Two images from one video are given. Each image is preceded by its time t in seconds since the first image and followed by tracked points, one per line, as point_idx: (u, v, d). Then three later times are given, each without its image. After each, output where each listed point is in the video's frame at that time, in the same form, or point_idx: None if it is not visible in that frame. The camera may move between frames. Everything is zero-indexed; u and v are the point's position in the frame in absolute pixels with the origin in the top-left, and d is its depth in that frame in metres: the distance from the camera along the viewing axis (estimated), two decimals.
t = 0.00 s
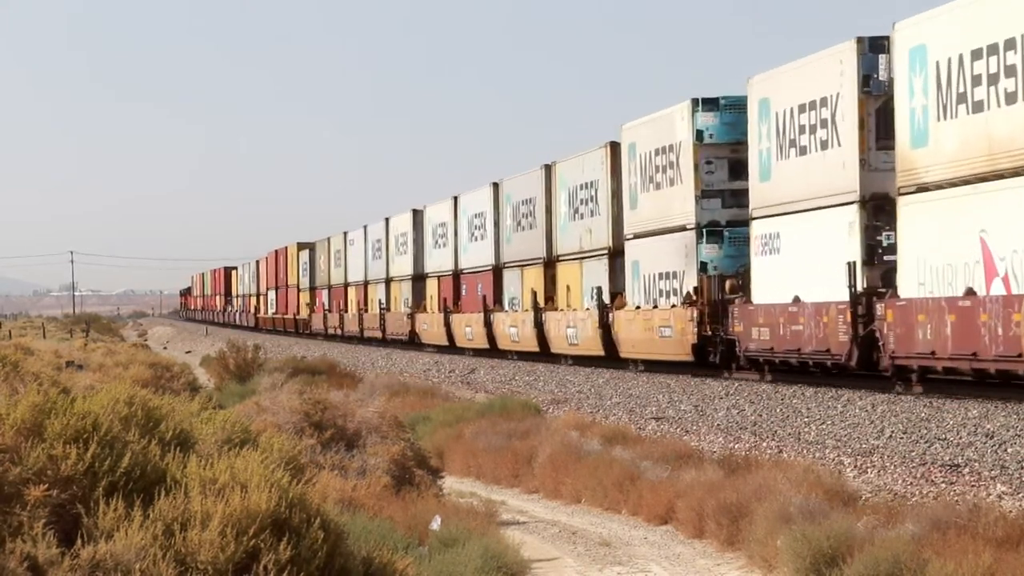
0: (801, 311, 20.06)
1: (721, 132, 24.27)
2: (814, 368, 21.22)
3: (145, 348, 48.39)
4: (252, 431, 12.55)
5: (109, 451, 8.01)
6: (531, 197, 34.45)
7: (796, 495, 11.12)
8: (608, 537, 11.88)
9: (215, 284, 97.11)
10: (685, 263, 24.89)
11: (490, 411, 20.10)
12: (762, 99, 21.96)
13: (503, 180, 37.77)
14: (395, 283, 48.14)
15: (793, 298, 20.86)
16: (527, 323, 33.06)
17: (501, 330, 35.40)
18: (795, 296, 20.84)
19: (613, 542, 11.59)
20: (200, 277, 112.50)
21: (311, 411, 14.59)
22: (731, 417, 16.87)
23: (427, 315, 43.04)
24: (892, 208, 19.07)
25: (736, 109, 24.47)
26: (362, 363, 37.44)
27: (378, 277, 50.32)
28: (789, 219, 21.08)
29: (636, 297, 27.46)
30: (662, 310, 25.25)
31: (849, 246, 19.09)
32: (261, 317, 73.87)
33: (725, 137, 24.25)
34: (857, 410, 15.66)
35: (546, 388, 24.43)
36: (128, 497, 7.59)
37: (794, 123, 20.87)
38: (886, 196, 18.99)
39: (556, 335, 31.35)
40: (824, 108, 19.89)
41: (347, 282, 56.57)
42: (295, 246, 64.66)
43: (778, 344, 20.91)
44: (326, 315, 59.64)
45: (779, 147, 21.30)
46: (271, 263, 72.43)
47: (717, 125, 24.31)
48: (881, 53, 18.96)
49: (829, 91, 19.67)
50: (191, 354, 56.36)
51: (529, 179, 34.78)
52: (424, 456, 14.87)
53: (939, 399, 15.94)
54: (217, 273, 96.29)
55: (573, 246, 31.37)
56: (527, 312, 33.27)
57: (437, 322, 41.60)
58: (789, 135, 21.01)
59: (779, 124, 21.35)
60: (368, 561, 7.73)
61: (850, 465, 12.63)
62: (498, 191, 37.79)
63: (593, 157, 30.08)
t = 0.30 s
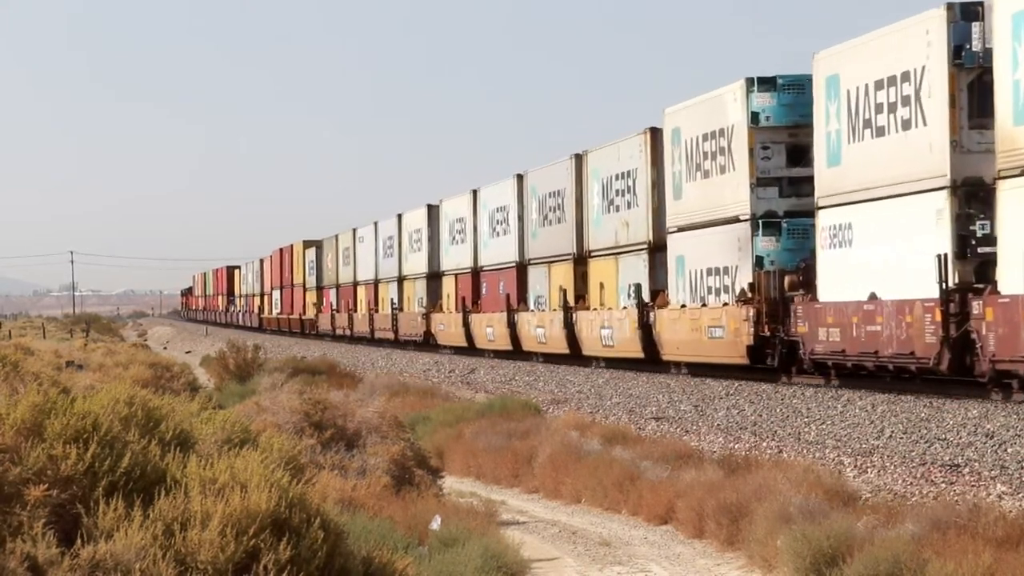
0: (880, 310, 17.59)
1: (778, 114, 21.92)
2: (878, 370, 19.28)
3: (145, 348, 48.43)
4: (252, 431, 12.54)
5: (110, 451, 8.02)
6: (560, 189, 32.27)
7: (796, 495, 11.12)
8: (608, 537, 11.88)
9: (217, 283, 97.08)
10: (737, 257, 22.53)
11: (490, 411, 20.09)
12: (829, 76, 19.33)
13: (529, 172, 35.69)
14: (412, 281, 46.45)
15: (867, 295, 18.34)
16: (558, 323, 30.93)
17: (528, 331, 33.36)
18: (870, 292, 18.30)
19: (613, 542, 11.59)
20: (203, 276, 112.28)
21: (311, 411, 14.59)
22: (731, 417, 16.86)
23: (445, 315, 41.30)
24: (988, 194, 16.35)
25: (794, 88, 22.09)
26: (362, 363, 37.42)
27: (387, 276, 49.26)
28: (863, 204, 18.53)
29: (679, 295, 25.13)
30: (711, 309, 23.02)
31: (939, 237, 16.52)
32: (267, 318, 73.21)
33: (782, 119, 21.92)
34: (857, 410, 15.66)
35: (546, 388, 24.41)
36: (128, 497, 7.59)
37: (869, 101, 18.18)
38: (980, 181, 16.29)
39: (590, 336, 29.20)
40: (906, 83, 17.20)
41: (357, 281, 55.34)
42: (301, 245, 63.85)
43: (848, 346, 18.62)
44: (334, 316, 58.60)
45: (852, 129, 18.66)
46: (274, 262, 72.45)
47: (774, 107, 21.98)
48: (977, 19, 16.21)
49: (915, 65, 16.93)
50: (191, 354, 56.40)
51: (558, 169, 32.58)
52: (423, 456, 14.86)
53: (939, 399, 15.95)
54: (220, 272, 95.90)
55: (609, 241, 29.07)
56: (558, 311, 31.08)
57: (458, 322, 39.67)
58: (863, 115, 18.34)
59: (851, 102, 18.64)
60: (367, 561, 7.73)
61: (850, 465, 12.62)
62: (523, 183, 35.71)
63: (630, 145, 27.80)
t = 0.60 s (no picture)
0: (976, 308, 15.40)
1: (846, 93, 19.92)
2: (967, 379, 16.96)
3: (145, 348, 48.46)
4: (252, 430, 12.52)
5: (110, 451, 8.03)
6: (591, 181, 30.30)
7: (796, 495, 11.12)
8: (608, 537, 11.88)
9: (218, 283, 97.04)
10: (800, 251, 20.51)
11: (490, 411, 20.09)
12: (915, 48, 17.35)
13: (555, 163, 33.69)
14: (428, 280, 44.46)
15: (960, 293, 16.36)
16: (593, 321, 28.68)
17: (558, 331, 31.15)
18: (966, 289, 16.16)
19: (613, 542, 11.59)
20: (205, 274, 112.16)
21: (311, 411, 14.59)
22: (731, 417, 16.85)
23: (464, 315, 39.28)
24: None
25: (863, 64, 20.06)
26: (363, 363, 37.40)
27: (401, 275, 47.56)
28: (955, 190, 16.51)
29: (731, 292, 23.04)
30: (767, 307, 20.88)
31: None
32: (272, 319, 72.18)
33: (851, 99, 19.92)
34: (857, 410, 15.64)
35: (546, 388, 24.39)
36: (128, 497, 7.60)
37: (961, 74, 16.16)
38: None
39: (629, 338, 26.91)
40: (1008, 53, 15.21)
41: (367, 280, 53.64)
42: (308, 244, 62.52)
43: (937, 350, 16.38)
44: (342, 316, 57.15)
45: (943, 105, 16.64)
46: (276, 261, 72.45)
47: (843, 85, 19.95)
48: None
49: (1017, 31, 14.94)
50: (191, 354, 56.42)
51: (588, 160, 30.61)
52: (424, 457, 14.82)
53: (938, 399, 15.93)
54: (223, 272, 95.62)
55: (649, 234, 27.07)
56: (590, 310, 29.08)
57: (478, 322, 37.67)
58: (956, 89, 16.32)
59: (941, 75, 16.62)
60: (367, 561, 7.73)
61: (850, 465, 12.62)
62: (550, 175, 33.68)
63: (674, 130, 25.78)
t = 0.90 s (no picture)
0: None
1: (931, 67, 17.27)
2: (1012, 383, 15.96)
3: (145, 347, 48.45)
4: (253, 431, 12.50)
5: (110, 451, 8.03)
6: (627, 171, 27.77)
7: (796, 494, 11.12)
8: (608, 537, 11.88)
9: (220, 282, 96.98)
10: (877, 242, 18.00)
11: (490, 411, 20.09)
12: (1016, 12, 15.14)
13: (585, 152, 31.06)
14: (444, 279, 42.09)
15: None
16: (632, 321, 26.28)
17: (592, 332, 28.80)
18: None
19: (612, 542, 11.59)
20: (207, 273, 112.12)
21: (311, 411, 14.58)
22: (731, 417, 16.84)
23: (485, 315, 36.86)
24: None
25: (950, 36, 17.47)
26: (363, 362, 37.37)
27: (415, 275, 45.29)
28: None
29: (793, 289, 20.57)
30: (838, 305, 18.43)
31: None
32: (277, 319, 71.19)
33: (936, 75, 17.26)
34: (857, 410, 15.64)
35: (546, 388, 24.37)
36: (128, 497, 7.60)
37: None
38: None
39: (675, 340, 24.56)
40: None
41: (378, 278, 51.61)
42: (315, 241, 60.98)
43: None
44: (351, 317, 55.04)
45: None
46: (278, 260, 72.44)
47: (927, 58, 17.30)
48: None
49: None
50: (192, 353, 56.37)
51: (623, 148, 28.06)
52: (424, 456, 14.82)
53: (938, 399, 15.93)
54: (224, 272, 95.40)
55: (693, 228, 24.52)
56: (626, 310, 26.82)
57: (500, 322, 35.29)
58: None
59: None
60: (368, 561, 7.74)
61: (850, 465, 12.62)
62: (581, 164, 31.02)
63: (725, 113, 23.14)
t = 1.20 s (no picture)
0: None
1: None
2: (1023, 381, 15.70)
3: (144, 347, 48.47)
4: (253, 430, 12.49)
5: (110, 451, 8.03)
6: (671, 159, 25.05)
7: (796, 494, 11.12)
8: (608, 537, 11.88)
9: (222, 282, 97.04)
10: (971, 232, 15.12)
11: (490, 411, 20.08)
12: None
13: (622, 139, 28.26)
14: (463, 276, 39.84)
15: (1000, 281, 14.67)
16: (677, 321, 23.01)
17: (628, 333, 25.63)
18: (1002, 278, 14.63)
19: (613, 542, 11.59)
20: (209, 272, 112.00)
21: (311, 410, 14.57)
22: (731, 417, 16.84)
23: (506, 314, 34.20)
24: None
25: None
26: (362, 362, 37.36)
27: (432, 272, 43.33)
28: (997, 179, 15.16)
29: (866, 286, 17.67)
30: (927, 301, 15.25)
31: None
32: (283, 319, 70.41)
33: None
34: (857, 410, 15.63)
35: (546, 388, 24.36)
36: (128, 497, 7.59)
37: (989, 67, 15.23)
38: None
39: (727, 342, 21.12)
40: None
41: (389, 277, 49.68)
42: (322, 240, 59.43)
43: None
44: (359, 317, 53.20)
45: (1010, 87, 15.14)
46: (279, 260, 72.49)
47: None
48: None
49: None
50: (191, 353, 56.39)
51: (665, 134, 25.35)
52: (424, 456, 14.81)
53: (938, 399, 15.92)
54: (227, 272, 95.11)
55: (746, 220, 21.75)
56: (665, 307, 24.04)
57: (522, 322, 32.63)
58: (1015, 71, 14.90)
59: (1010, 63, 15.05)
60: (368, 561, 7.74)
61: (850, 465, 12.62)
62: (616, 152, 28.17)
63: (785, 92, 20.28)
